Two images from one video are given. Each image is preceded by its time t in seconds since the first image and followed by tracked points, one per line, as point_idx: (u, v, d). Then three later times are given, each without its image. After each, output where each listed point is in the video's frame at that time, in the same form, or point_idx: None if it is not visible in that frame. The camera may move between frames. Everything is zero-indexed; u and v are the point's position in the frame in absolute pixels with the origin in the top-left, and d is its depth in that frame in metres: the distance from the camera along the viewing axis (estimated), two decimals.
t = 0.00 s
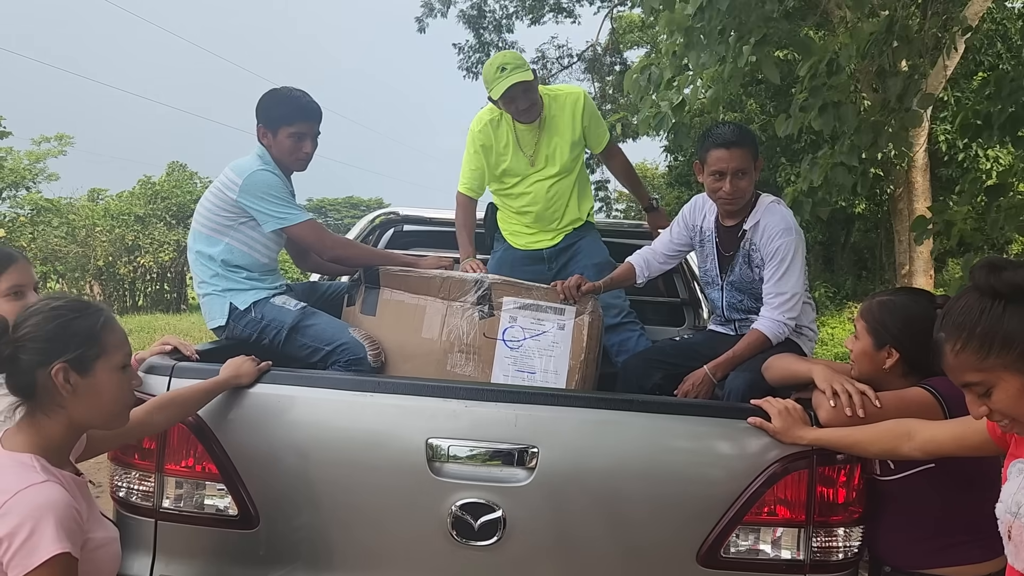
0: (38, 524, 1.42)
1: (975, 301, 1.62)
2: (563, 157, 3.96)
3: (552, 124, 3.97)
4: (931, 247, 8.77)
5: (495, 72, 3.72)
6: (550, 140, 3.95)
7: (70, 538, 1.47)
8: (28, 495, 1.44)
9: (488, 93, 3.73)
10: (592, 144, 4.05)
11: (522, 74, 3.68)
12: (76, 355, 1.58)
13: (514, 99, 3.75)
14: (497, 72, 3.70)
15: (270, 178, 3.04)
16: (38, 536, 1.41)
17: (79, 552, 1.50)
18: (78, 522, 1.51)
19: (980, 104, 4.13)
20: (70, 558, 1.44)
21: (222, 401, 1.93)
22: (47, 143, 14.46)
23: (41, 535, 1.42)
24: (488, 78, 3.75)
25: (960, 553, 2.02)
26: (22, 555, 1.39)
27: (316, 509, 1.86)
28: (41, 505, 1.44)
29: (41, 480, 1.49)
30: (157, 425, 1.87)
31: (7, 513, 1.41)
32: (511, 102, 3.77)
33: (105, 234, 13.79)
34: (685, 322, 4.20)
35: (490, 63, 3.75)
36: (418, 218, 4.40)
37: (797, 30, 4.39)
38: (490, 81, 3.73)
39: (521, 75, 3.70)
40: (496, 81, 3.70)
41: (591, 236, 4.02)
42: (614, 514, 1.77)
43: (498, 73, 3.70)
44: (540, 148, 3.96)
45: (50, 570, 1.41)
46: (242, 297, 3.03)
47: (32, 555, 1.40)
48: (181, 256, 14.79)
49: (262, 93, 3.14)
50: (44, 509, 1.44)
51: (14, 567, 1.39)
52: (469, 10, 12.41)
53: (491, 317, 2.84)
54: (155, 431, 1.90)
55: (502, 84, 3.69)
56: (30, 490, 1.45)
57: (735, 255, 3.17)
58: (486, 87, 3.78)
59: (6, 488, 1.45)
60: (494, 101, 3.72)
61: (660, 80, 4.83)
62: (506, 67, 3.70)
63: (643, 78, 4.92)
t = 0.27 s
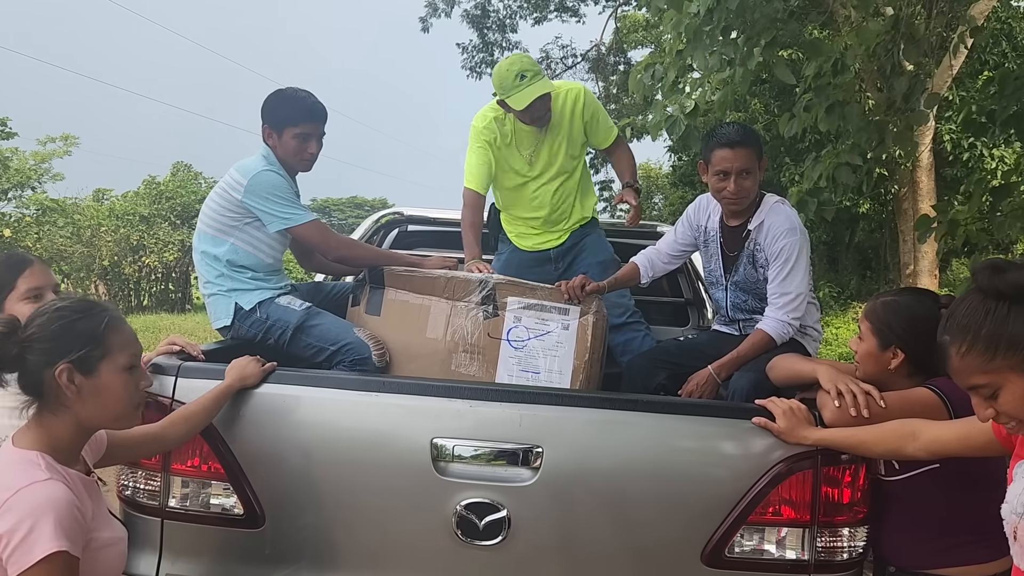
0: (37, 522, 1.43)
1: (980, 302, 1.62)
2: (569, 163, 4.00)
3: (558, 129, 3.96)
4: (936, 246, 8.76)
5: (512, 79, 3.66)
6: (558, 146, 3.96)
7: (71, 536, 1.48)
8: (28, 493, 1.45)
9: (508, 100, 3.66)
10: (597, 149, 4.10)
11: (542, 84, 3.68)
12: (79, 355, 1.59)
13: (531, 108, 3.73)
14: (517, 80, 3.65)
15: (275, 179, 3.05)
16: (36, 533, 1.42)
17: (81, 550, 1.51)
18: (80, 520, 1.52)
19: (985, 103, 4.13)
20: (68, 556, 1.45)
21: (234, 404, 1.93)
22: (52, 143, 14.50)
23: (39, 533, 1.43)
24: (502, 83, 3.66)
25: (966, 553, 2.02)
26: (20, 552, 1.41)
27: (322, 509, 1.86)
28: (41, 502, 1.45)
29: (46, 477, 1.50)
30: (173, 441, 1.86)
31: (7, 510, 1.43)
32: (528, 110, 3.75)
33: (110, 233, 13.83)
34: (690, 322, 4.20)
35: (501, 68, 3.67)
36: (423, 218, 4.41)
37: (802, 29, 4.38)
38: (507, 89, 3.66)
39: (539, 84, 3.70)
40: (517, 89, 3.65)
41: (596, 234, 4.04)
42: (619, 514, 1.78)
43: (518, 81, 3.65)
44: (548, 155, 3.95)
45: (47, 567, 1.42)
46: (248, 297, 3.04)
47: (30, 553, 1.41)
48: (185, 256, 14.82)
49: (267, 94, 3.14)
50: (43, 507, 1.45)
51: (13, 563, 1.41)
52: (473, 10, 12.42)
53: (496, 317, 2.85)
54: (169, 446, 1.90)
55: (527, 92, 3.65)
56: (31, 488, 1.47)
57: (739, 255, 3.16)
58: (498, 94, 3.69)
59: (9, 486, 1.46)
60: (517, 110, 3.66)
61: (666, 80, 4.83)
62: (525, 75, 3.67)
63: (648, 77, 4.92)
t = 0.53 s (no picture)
0: (43, 518, 1.44)
1: (977, 306, 1.62)
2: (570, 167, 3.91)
3: (566, 130, 3.87)
4: (940, 246, 8.75)
5: (520, 76, 3.56)
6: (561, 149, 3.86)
7: (76, 532, 1.48)
8: (33, 490, 1.46)
9: (515, 96, 3.54)
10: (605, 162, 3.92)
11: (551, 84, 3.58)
12: (92, 353, 1.60)
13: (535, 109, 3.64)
14: (525, 77, 3.55)
15: (279, 179, 3.06)
16: (42, 530, 1.43)
17: (85, 547, 1.52)
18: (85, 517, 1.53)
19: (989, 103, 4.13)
20: (73, 552, 1.45)
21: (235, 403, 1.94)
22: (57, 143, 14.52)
23: (45, 529, 1.43)
24: (510, 79, 3.55)
25: (968, 553, 2.01)
26: (26, 548, 1.41)
27: (324, 508, 1.87)
28: (46, 499, 1.46)
29: (50, 475, 1.51)
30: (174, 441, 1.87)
31: (12, 507, 1.43)
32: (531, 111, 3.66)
33: (115, 233, 13.87)
34: (693, 322, 4.21)
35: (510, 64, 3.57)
36: (426, 218, 4.41)
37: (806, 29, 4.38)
38: (513, 86, 3.56)
39: (548, 83, 3.61)
40: (525, 86, 3.54)
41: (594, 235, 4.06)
42: (621, 514, 1.78)
43: (526, 78, 3.54)
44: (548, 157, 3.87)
45: (52, 563, 1.42)
46: (252, 297, 3.05)
47: (36, 549, 1.41)
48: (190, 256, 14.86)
49: (271, 95, 3.15)
50: (48, 504, 1.45)
51: (19, 560, 1.41)
52: (477, 10, 12.42)
53: (498, 317, 2.85)
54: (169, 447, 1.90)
55: (534, 90, 3.55)
56: (36, 485, 1.47)
57: (741, 255, 3.17)
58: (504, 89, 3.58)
59: (14, 483, 1.47)
60: (521, 107, 3.56)
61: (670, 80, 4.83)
62: (533, 72, 3.57)
63: (652, 76, 4.93)
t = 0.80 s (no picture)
0: (59, 516, 1.45)
1: (993, 291, 1.63)
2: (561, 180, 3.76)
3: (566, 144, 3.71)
4: (942, 246, 8.74)
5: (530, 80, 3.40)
6: (557, 160, 3.72)
7: (90, 530, 1.49)
8: (47, 489, 1.47)
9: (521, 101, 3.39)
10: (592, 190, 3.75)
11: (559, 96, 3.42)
12: (127, 352, 1.69)
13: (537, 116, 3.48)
14: (535, 81, 3.38)
15: (282, 180, 3.07)
16: (57, 529, 1.44)
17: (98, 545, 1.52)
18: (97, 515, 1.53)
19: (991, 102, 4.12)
20: (89, 550, 1.46)
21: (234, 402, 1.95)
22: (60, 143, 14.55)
23: (61, 528, 1.44)
24: (519, 81, 3.39)
25: (969, 553, 2.01)
26: (43, 546, 1.42)
27: (325, 507, 1.88)
28: (59, 498, 1.46)
29: (60, 475, 1.51)
30: (167, 435, 1.86)
31: (25, 507, 1.44)
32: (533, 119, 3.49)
33: (118, 233, 13.90)
34: (694, 322, 4.21)
35: (524, 64, 3.40)
36: (427, 218, 4.42)
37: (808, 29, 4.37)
38: (521, 88, 3.40)
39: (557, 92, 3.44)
40: (533, 91, 3.39)
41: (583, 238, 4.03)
42: (621, 513, 1.78)
43: (535, 83, 3.38)
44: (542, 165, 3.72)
45: (68, 562, 1.43)
46: (253, 296, 3.06)
47: (53, 547, 1.42)
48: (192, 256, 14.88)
49: (273, 96, 3.16)
50: (62, 503, 1.46)
51: (35, 558, 1.42)
52: (478, 9, 12.43)
53: (498, 317, 2.85)
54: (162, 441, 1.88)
55: (540, 97, 3.39)
56: (50, 484, 1.48)
57: (742, 255, 3.17)
58: (513, 88, 3.41)
59: (27, 483, 1.48)
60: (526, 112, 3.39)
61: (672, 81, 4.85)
62: (545, 78, 3.39)
63: (653, 78, 4.94)
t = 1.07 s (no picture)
0: (79, 511, 1.45)
1: (1016, 277, 1.67)
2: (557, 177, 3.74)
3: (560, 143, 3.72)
4: (943, 246, 8.73)
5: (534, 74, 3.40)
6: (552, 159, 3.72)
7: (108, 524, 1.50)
8: (65, 484, 1.47)
9: (524, 93, 3.38)
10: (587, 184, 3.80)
11: (562, 90, 3.43)
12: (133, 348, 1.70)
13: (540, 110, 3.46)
14: (540, 74, 3.38)
15: (282, 180, 3.08)
16: (78, 524, 1.44)
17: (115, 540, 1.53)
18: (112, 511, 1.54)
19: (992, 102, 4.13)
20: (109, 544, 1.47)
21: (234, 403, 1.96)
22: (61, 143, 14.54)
23: (81, 523, 1.44)
24: (523, 73, 3.39)
25: (968, 553, 2.02)
26: (64, 542, 1.43)
27: (327, 507, 1.88)
28: (78, 493, 1.47)
29: (75, 471, 1.51)
30: (166, 430, 1.85)
31: (45, 503, 1.45)
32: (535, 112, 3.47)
33: (119, 233, 13.94)
34: (694, 321, 4.22)
35: (528, 57, 3.40)
36: (427, 218, 4.42)
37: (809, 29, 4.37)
38: (525, 81, 3.39)
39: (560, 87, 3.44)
40: (537, 84, 3.38)
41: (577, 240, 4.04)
42: (621, 513, 1.79)
43: (539, 76, 3.38)
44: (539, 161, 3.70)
45: (89, 557, 1.43)
46: (254, 297, 3.07)
47: (75, 542, 1.43)
48: (194, 256, 14.88)
49: (273, 96, 3.17)
50: (82, 498, 1.47)
51: (57, 553, 1.43)
52: (479, 9, 12.42)
53: (499, 318, 2.85)
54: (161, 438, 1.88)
55: (544, 91, 3.39)
56: (68, 479, 1.48)
57: (742, 255, 3.17)
58: (517, 81, 3.40)
59: (43, 480, 1.48)
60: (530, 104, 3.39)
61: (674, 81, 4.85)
62: (549, 72, 3.40)
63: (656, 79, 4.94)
